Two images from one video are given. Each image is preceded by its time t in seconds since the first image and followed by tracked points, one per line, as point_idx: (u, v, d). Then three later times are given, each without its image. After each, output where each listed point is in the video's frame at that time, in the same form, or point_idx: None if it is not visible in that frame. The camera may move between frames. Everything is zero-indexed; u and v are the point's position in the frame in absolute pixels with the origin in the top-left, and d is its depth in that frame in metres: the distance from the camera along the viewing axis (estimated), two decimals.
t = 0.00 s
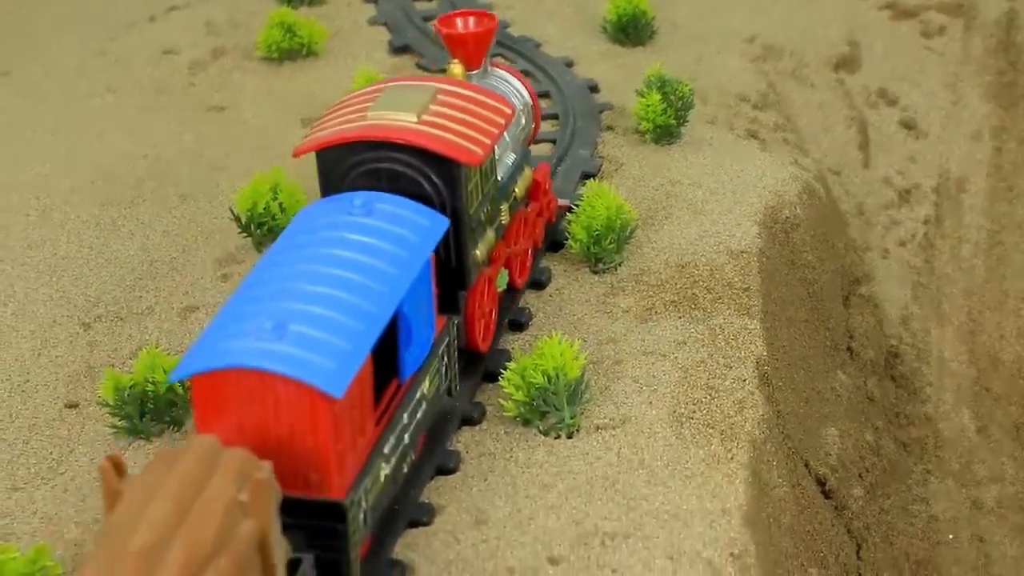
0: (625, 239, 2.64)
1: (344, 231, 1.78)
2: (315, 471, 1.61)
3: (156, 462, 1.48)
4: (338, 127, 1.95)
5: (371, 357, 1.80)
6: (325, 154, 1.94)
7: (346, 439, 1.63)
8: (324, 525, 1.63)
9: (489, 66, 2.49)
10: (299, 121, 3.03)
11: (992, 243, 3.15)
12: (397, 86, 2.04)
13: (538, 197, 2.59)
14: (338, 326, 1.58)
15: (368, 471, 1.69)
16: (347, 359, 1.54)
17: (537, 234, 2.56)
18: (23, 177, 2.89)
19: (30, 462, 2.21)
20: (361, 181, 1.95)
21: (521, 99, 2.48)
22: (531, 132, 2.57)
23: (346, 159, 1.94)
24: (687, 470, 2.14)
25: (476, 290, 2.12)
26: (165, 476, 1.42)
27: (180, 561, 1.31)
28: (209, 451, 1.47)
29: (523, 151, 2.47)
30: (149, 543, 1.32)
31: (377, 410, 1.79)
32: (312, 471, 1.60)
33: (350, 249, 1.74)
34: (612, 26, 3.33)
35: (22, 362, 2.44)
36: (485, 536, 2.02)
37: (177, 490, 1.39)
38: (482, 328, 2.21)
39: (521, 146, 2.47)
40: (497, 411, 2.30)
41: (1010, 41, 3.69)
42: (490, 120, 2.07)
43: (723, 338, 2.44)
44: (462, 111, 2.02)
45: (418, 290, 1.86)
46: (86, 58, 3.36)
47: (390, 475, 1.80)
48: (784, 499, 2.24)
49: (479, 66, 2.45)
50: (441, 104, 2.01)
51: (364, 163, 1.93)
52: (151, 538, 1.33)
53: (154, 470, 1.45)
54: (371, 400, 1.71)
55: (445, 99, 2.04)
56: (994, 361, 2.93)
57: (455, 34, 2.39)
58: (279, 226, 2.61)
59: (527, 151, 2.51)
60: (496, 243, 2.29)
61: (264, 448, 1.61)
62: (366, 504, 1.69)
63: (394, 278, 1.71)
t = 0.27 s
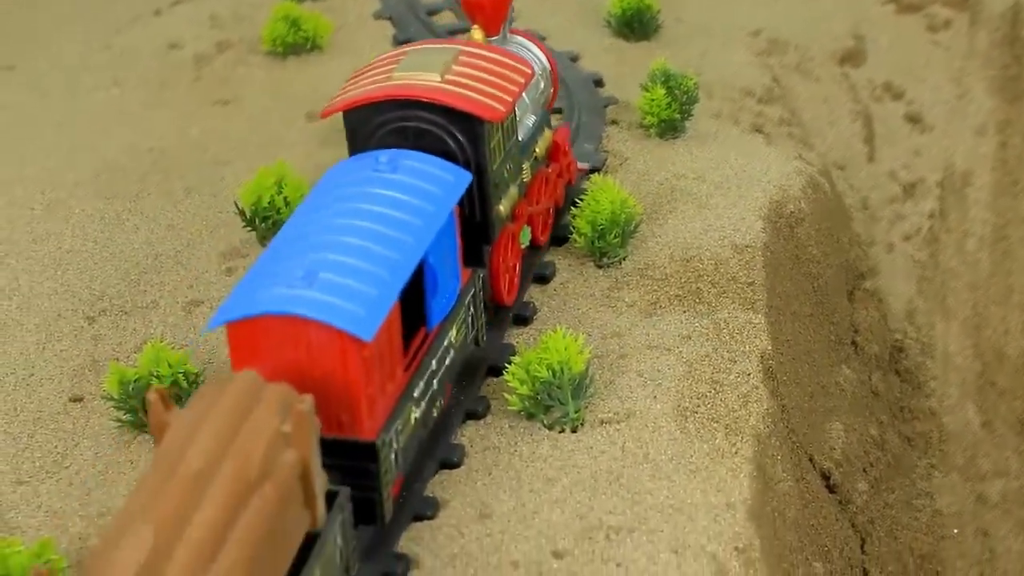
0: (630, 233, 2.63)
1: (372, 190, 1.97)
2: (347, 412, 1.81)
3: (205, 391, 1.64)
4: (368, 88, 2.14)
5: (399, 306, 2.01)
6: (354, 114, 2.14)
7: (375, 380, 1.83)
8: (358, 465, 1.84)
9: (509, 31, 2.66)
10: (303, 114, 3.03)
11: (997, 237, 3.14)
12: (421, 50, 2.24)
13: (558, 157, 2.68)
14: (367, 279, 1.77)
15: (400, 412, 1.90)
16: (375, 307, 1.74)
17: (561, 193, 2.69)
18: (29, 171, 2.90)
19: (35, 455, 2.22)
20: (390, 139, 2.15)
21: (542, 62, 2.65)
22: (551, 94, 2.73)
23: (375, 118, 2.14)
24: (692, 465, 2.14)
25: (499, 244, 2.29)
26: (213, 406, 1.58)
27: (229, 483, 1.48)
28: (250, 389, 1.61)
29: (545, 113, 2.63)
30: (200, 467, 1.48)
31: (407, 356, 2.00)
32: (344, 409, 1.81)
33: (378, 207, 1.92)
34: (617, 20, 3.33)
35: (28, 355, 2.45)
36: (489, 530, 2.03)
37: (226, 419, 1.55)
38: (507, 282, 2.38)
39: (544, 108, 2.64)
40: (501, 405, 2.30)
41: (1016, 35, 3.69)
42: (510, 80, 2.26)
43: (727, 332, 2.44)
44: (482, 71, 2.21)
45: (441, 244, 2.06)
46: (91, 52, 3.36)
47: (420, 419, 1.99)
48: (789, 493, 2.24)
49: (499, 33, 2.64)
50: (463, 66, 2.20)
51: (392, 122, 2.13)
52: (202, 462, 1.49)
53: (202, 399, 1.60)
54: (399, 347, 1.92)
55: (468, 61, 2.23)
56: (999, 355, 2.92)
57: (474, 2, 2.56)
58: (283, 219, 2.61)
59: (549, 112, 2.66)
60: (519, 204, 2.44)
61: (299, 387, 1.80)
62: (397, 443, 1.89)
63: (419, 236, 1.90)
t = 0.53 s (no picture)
0: (636, 225, 2.63)
1: (403, 143, 2.06)
2: (383, 356, 1.90)
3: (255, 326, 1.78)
4: (396, 49, 2.23)
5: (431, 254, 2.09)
6: (383, 73, 2.23)
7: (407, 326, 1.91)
8: (394, 407, 1.94)
9: None
10: (309, 106, 3.03)
11: (1003, 230, 3.14)
12: (447, 13, 2.32)
13: (580, 118, 2.72)
14: (402, 226, 1.87)
15: (431, 357, 1.99)
16: (408, 254, 1.83)
17: (584, 153, 2.74)
18: (35, 163, 2.90)
19: (41, 446, 2.23)
20: (416, 99, 2.24)
21: (566, 23, 2.68)
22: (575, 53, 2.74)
23: (403, 78, 2.22)
24: (697, 457, 2.15)
25: (524, 200, 2.37)
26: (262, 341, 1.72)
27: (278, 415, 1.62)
28: (299, 326, 1.76)
29: (569, 74, 2.68)
30: (253, 397, 1.62)
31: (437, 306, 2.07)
32: (379, 353, 1.90)
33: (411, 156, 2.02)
34: (623, 12, 3.33)
35: (34, 347, 2.45)
36: (495, 522, 2.04)
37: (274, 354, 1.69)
38: (531, 237, 2.47)
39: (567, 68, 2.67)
40: (507, 396, 2.29)
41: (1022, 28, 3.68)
42: (533, 40, 2.33)
43: (733, 324, 2.44)
44: (507, 32, 2.29)
45: (470, 195, 2.14)
46: (96, 43, 3.36)
47: (451, 364, 2.09)
48: (794, 485, 2.25)
49: None
50: (488, 27, 2.28)
51: (419, 82, 2.22)
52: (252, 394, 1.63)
53: (250, 336, 1.75)
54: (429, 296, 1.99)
55: (493, 22, 2.31)
56: (1005, 347, 2.92)
57: None
58: (289, 211, 2.61)
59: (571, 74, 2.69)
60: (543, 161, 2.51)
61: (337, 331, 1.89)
62: (428, 387, 1.99)
63: (450, 185, 1.99)
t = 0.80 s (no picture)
0: (642, 216, 2.62)
1: (431, 101, 2.18)
2: (415, 305, 2.00)
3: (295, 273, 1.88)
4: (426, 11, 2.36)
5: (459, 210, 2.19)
6: (413, 35, 2.36)
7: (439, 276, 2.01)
8: (425, 354, 2.03)
9: None
10: (314, 98, 3.03)
11: (1009, 221, 3.14)
12: None
13: (601, 82, 2.84)
14: (431, 180, 1.98)
15: (462, 305, 2.08)
16: (439, 203, 1.95)
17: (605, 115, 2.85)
18: (41, 156, 2.91)
19: (46, 438, 2.22)
20: (444, 59, 2.37)
21: None
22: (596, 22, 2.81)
23: (431, 40, 2.35)
24: (704, 448, 2.14)
25: (547, 158, 2.49)
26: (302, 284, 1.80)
27: (316, 349, 1.68)
28: (337, 270, 1.84)
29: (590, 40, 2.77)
30: (294, 333, 1.71)
31: (465, 257, 2.16)
32: (412, 302, 1.99)
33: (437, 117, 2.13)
34: (628, 5, 3.33)
35: (39, 338, 2.44)
36: (501, 513, 2.03)
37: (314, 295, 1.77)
38: (554, 196, 2.58)
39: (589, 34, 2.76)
40: (513, 388, 2.29)
41: None
42: (557, 4, 2.46)
43: (739, 316, 2.44)
44: None
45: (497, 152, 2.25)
46: (102, 36, 3.37)
47: (479, 313, 2.19)
48: (801, 476, 2.25)
49: None
50: None
51: (447, 44, 2.35)
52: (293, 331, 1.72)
53: (289, 279, 1.84)
54: (458, 248, 2.10)
55: None
56: (1011, 339, 2.92)
57: None
58: (294, 202, 2.60)
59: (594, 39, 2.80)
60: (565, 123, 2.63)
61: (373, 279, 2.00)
62: (460, 334, 2.09)
63: (475, 142, 2.10)
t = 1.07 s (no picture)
0: (646, 207, 2.63)
1: (458, 59, 2.28)
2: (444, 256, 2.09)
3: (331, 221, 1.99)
4: None
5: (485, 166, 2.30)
6: None
7: (466, 229, 2.11)
8: (452, 302, 2.13)
9: None
10: (319, 89, 3.03)
11: (1013, 212, 3.15)
12: None
13: (620, 45, 2.93)
14: (459, 135, 2.08)
15: (488, 256, 2.18)
16: (466, 158, 2.05)
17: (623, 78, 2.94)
18: (46, 147, 2.92)
19: (52, 428, 2.23)
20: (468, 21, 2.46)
21: None
22: None
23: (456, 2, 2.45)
24: (709, 438, 2.15)
25: (569, 116, 2.58)
26: (339, 230, 1.91)
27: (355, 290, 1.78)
28: (372, 219, 1.94)
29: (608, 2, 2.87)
30: (335, 273, 1.81)
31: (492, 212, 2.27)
32: (440, 253, 2.09)
33: (463, 76, 2.22)
34: None
35: (45, 329, 2.44)
36: (507, 503, 2.03)
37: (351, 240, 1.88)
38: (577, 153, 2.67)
39: None
40: (518, 379, 2.29)
41: None
42: None
43: (744, 307, 2.44)
44: None
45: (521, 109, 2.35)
46: (107, 29, 3.37)
47: (505, 265, 2.28)
48: (806, 467, 2.25)
49: None
50: None
51: (472, 6, 2.45)
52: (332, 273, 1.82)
53: (326, 225, 1.94)
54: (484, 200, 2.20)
55: None
56: (1015, 330, 2.92)
57: None
58: (299, 193, 2.60)
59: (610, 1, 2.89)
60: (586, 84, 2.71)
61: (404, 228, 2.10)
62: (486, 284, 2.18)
63: (500, 100, 2.20)
